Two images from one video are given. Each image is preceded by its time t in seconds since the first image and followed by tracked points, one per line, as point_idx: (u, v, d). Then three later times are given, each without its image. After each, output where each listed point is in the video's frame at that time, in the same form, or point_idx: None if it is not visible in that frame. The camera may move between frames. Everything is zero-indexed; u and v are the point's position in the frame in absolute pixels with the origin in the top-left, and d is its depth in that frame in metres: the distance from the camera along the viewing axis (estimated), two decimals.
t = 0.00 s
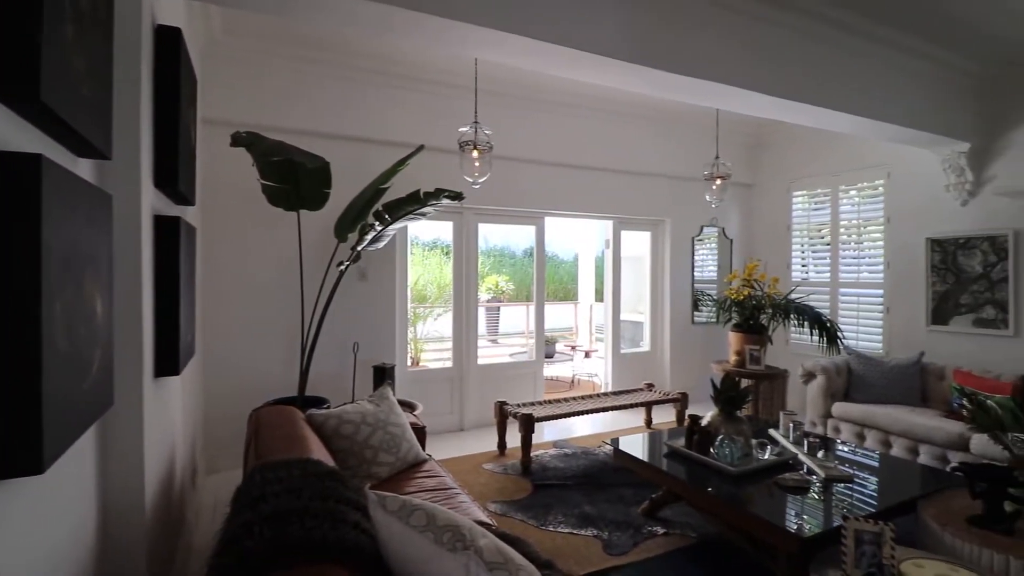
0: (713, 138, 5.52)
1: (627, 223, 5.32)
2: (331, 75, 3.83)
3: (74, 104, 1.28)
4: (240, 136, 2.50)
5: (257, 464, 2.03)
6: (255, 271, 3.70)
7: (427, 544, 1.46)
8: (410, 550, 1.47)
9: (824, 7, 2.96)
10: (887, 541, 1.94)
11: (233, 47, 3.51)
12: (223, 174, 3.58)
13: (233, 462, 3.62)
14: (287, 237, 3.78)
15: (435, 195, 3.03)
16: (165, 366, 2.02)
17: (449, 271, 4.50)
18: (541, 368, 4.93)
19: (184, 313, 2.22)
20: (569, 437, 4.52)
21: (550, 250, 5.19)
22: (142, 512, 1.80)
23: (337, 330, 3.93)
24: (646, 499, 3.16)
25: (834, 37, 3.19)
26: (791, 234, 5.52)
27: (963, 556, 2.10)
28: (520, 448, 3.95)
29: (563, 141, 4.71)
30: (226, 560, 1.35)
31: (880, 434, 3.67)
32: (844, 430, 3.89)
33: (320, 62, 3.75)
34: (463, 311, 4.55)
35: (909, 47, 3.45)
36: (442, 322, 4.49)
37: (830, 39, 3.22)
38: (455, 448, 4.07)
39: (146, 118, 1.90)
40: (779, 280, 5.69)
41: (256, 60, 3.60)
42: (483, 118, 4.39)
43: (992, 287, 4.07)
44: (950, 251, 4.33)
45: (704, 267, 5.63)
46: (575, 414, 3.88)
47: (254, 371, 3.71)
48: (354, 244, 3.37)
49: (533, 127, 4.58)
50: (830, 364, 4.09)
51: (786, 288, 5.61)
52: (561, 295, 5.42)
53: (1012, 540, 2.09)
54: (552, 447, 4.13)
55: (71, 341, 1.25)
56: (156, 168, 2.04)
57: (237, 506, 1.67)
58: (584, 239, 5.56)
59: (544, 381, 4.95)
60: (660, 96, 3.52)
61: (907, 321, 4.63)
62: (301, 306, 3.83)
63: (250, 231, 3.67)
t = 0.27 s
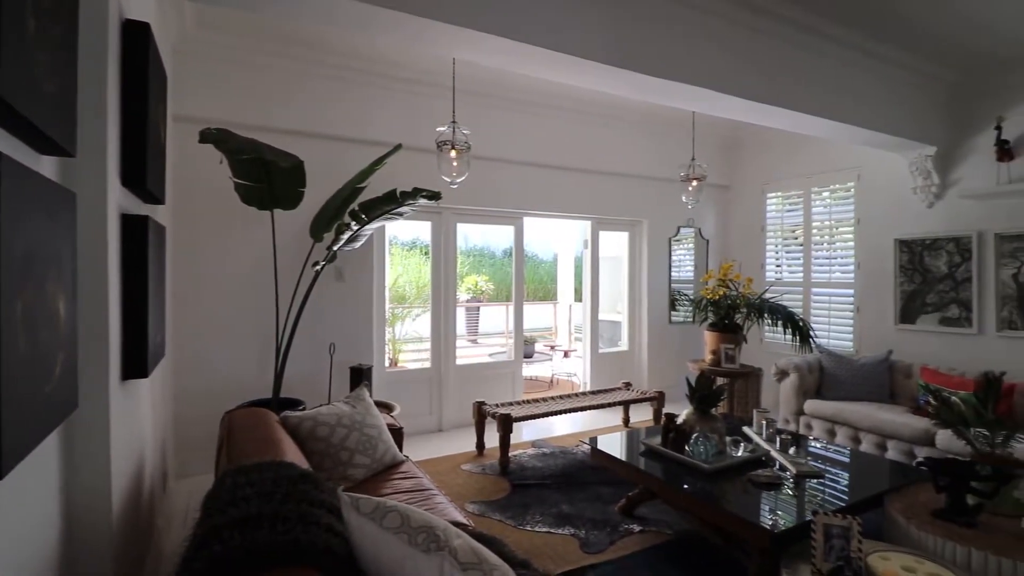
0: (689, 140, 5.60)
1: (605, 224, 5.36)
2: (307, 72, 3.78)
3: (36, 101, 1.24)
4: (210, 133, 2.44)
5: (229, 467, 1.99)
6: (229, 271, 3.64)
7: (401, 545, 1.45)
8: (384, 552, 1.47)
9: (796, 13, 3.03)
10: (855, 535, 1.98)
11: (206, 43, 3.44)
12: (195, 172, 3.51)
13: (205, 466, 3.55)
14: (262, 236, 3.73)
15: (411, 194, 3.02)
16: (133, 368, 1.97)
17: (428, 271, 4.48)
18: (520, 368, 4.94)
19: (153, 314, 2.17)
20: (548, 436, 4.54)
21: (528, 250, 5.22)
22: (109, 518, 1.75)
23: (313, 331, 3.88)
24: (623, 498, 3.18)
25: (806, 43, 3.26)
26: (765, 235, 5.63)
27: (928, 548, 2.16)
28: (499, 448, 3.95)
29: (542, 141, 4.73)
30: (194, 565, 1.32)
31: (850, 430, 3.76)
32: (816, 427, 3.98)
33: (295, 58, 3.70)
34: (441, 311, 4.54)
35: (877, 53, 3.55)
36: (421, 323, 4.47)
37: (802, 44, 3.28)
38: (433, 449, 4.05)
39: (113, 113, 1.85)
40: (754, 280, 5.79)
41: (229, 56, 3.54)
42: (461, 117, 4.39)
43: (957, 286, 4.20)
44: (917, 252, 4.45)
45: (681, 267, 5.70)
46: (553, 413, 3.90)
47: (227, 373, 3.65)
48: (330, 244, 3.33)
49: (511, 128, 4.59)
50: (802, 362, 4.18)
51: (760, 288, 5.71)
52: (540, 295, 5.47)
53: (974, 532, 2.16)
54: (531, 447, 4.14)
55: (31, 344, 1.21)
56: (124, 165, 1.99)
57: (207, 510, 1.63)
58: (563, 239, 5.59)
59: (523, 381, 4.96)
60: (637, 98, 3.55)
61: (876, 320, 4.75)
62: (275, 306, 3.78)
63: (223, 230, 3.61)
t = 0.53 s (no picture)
0: (665, 142, 5.66)
1: (582, 224, 5.39)
2: (281, 69, 3.73)
3: None
4: (178, 130, 2.39)
5: (198, 471, 1.95)
6: (200, 271, 3.57)
7: (373, 548, 1.44)
8: (355, 555, 1.45)
9: (768, 18, 3.09)
10: (823, 529, 2.02)
11: (176, 38, 3.36)
12: (165, 169, 3.43)
13: (175, 470, 3.48)
14: (235, 236, 3.67)
15: (387, 194, 3.00)
16: (98, 370, 1.92)
17: (405, 270, 4.45)
18: (498, 368, 4.94)
19: (119, 314, 2.12)
20: (526, 436, 4.54)
21: (506, 250, 5.19)
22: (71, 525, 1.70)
23: (288, 332, 3.83)
24: (599, 496, 3.21)
25: (777, 47, 3.34)
26: (739, 236, 5.72)
27: (892, 540, 2.22)
28: (476, 448, 3.94)
29: (519, 142, 4.74)
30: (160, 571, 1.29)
31: (820, 427, 3.85)
32: (787, 424, 4.07)
33: (269, 55, 3.65)
34: (418, 312, 4.51)
35: (846, 59, 3.65)
36: (398, 323, 4.44)
37: (773, 49, 3.35)
38: (410, 450, 4.03)
39: (76, 109, 1.80)
40: (728, 280, 5.88)
41: (200, 51, 3.47)
42: (438, 116, 4.37)
43: (922, 286, 4.33)
44: (884, 253, 4.58)
45: (657, 267, 5.76)
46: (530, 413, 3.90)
47: (198, 374, 3.58)
48: (304, 244, 3.29)
49: (488, 128, 4.59)
50: (774, 361, 4.26)
51: (734, 288, 5.81)
52: (519, 295, 5.51)
53: (936, 524, 2.23)
54: (508, 447, 4.14)
55: None
56: (89, 163, 1.93)
57: (174, 514, 1.60)
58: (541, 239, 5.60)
59: (500, 382, 4.96)
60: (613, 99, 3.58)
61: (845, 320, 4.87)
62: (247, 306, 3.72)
63: (193, 229, 3.54)
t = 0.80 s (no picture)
0: (640, 144, 5.72)
1: (559, 225, 5.42)
2: (253, 66, 3.67)
3: None
4: (149, 127, 2.34)
5: (166, 475, 1.91)
6: (169, 271, 3.49)
7: (346, 551, 1.42)
8: (327, 558, 1.44)
9: (739, 22, 3.16)
10: (792, 523, 2.05)
11: (143, 32, 3.29)
12: (133, 167, 3.36)
13: (143, 475, 3.40)
14: (206, 236, 3.60)
15: (363, 194, 2.99)
16: (60, 373, 1.86)
17: (381, 270, 4.42)
18: (476, 368, 4.94)
19: (83, 315, 2.06)
20: (503, 436, 4.55)
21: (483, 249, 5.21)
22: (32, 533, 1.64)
23: (261, 333, 3.77)
24: (575, 495, 3.23)
25: (748, 51, 3.41)
26: (713, 237, 5.81)
27: (858, 533, 2.28)
28: (453, 449, 3.93)
29: (496, 142, 4.74)
30: None
31: (791, 424, 3.94)
32: (759, 421, 4.14)
33: (241, 51, 3.59)
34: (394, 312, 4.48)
35: (814, 64, 3.74)
36: (375, 324, 4.40)
37: (745, 54, 3.42)
38: (386, 452, 4.00)
39: (38, 102, 1.74)
40: (702, 280, 5.97)
41: (169, 46, 3.39)
42: (414, 115, 4.35)
43: (888, 286, 4.46)
44: (852, 253, 4.70)
45: (633, 268, 5.82)
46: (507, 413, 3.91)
47: (167, 377, 3.50)
48: (277, 244, 3.24)
49: (466, 128, 4.59)
50: (746, 359, 4.35)
51: (708, 288, 5.90)
52: (497, 295, 5.59)
53: (900, 517, 2.30)
54: (486, 447, 4.14)
55: None
56: (51, 158, 1.87)
57: (140, 520, 1.56)
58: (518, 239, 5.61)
59: (478, 382, 4.95)
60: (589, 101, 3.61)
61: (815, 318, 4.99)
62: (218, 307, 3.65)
63: (162, 228, 3.46)
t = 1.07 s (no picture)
0: (621, 145, 5.77)
1: (540, 225, 5.43)
2: (230, 63, 3.62)
3: None
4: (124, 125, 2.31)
5: (138, 479, 1.87)
6: (143, 271, 3.42)
7: (322, 553, 1.41)
8: (302, 561, 1.42)
9: (715, 25, 3.21)
10: (767, 520, 2.10)
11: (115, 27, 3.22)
12: (105, 164, 3.29)
13: (115, 480, 3.32)
14: (181, 235, 3.54)
15: (342, 194, 2.97)
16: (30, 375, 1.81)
17: (361, 270, 4.38)
18: (457, 369, 4.92)
19: (51, 316, 2.01)
20: (484, 436, 4.55)
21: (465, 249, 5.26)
22: None
23: (238, 334, 3.71)
24: (556, 494, 3.24)
25: (725, 55, 3.47)
26: (692, 237, 5.88)
27: (831, 527, 2.33)
28: (434, 450, 3.92)
29: (477, 142, 4.74)
30: None
31: (768, 421, 4.01)
32: (737, 419, 4.21)
33: (216, 47, 3.53)
34: (374, 313, 4.45)
35: (789, 67, 3.82)
36: (355, 324, 4.37)
37: (721, 56, 3.48)
38: (366, 453, 3.97)
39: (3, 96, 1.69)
40: (682, 280, 6.04)
41: (142, 42, 3.33)
42: (394, 115, 4.32)
43: (861, 286, 4.56)
44: (827, 254, 4.80)
45: (614, 268, 5.86)
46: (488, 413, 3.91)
47: (141, 379, 3.43)
48: (254, 243, 3.19)
49: (446, 127, 4.57)
50: (724, 358, 4.41)
51: (688, 288, 5.97)
52: (479, 296, 5.64)
53: (870, 511, 2.35)
54: (467, 448, 4.14)
55: None
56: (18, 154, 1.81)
57: (111, 525, 1.53)
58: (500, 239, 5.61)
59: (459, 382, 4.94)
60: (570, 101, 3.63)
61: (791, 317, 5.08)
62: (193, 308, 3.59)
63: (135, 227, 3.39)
